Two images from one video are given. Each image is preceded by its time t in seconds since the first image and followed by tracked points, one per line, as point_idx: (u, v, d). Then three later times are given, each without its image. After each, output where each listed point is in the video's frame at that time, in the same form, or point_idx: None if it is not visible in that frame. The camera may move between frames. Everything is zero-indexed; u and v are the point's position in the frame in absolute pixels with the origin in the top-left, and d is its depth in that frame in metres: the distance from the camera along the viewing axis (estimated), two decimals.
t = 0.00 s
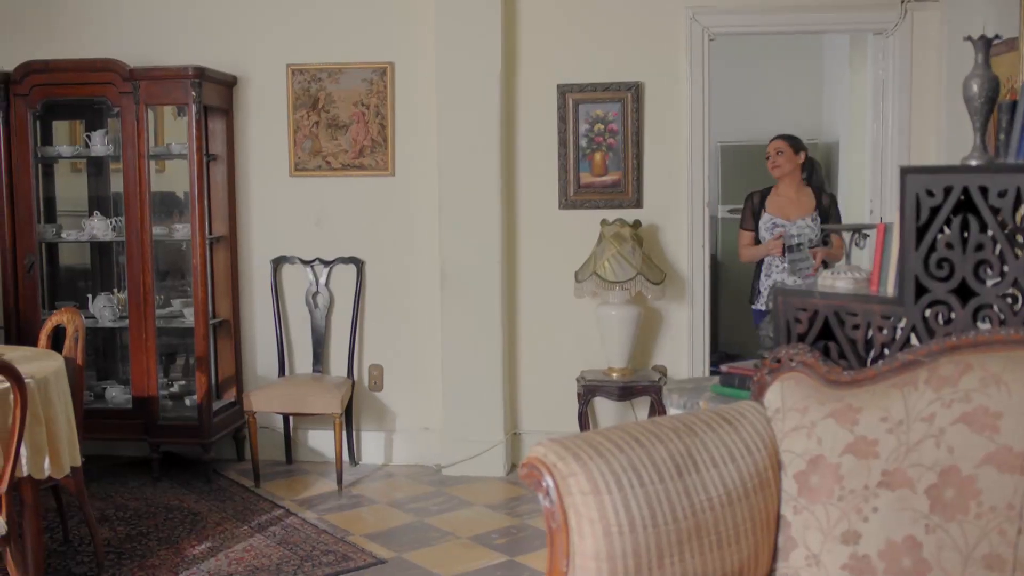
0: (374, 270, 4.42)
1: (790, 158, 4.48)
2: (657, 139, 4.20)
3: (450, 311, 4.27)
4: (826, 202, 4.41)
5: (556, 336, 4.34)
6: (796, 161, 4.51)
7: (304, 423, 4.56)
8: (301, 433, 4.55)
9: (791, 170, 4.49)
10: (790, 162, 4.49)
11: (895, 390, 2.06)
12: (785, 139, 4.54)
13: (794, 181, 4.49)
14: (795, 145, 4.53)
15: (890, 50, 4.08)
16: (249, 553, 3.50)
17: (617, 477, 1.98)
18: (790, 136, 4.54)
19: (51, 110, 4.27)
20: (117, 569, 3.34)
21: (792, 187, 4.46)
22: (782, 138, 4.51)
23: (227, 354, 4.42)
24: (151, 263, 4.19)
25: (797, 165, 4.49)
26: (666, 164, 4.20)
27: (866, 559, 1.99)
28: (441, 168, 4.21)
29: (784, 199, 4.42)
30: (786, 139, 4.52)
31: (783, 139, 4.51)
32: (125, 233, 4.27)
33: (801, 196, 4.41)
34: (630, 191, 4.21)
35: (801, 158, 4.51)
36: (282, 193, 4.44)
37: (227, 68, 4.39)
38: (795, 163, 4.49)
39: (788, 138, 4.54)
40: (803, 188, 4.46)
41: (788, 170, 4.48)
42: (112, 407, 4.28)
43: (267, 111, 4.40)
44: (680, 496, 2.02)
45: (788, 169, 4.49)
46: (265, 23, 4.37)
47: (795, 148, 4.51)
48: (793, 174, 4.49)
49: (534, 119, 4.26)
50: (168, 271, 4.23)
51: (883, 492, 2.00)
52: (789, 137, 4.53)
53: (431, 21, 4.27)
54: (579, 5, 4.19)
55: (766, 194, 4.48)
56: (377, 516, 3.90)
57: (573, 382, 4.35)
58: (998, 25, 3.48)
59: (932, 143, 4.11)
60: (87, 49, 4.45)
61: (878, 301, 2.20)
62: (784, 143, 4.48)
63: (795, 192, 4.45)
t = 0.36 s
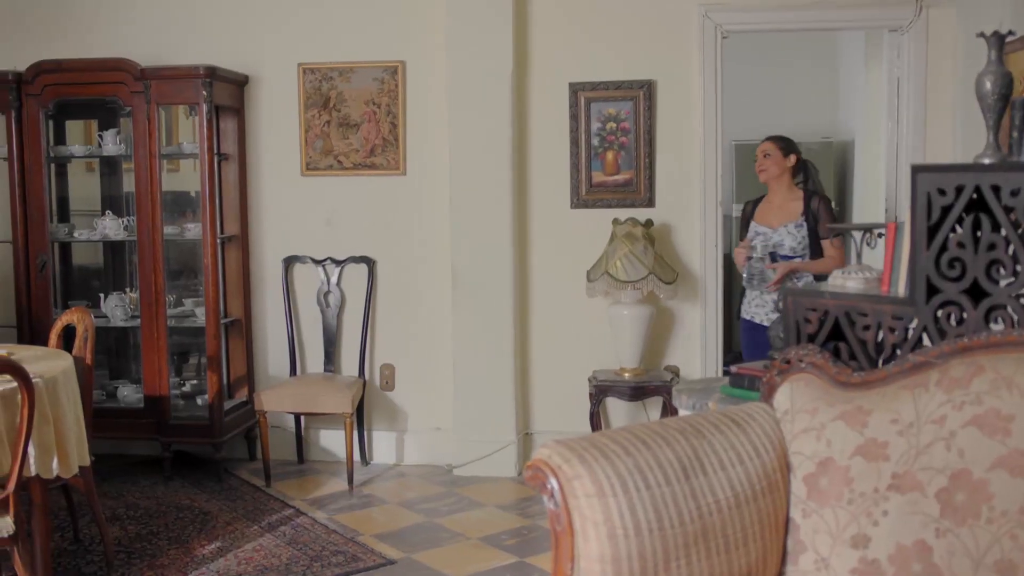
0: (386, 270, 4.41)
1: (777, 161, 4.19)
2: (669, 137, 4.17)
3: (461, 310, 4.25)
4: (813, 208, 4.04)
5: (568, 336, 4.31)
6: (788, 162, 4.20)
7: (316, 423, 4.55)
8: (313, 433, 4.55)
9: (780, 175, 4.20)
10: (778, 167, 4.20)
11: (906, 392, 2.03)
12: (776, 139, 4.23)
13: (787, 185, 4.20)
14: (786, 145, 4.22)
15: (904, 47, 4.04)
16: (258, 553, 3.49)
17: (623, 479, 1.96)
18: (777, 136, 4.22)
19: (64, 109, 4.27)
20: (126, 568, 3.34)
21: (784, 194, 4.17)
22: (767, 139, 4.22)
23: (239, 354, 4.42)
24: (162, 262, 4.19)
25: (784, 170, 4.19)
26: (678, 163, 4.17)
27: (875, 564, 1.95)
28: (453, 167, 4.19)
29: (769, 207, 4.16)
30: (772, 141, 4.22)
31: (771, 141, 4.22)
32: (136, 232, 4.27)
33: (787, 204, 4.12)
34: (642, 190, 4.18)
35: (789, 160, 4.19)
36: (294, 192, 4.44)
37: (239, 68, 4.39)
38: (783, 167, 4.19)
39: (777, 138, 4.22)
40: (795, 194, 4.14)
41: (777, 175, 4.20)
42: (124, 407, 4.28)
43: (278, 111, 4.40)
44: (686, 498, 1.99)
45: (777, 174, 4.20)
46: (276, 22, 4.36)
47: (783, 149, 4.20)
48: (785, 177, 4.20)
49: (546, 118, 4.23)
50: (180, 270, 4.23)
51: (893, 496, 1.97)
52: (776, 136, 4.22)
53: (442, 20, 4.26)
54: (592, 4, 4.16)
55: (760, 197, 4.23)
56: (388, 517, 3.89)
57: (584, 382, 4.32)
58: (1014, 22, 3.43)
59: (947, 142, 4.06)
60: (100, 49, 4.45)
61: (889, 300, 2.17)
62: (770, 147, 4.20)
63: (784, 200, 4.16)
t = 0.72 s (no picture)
0: (412, 267, 4.40)
1: (743, 155, 3.62)
2: (698, 133, 4.12)
3: (488, 307, 4.23)
4: (769, 206, 3.54)
5: (594, 334, 4.28)
6: (754, 159, 3.63)
7: (342, 419, 4.54)
8: (339, 429, 4.54)
9: (744, 172, 3.64)
10: (743, 162, 3.63)
11: (932, 392, 1.98)
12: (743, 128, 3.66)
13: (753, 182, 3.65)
14: (759, 137, 3.63)
15: (938, 40, 3.97)
16: (282, 550, 3.49)
17: (640, 480, 1.93)
18: (749, 126, 3.63)
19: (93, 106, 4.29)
20: (151, 564, 3.35)
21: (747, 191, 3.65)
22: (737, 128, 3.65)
23: (265, 350, 4.42)
24: (189, 258, 4.20)
25: (750, 165, 3.64)
26: (707, 158, 4.12)
27: (899, 568, 1.91)
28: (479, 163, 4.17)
29: (727, 202, 3.69)
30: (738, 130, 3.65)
31: (740, 131, 3.65)
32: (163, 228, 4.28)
33: (743, 200, 3.64)
34: (671, 185, 4.13)
35: (755, 154, 3.62)
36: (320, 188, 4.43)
37: (266, 64, 4.39)
38: (749, 163, 3.63)
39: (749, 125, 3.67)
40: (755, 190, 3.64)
41: (740, 171, 3.65)
42: (151, 402, 4.32)
43: (305, 107, 4.39)
44: (706, 500, 1.96)
45: (740, 169, 3.64)
46: (304, 18, 4.35)
47: (751, 141, 3.63)
48: (752, 173, 3.65)
49: (573, 114, 4.20)
50: (207, 266, 4.24)
51: (919, 500, 1.92)
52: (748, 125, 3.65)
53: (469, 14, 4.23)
54: None
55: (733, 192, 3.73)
56: (413, 514, 3.87)
57: (611, 380, 4.29)
58: None
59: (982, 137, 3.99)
60: (129, 46, 4.47)
61: (916, 299, 2.12)
62: (733, 137, 3.64)
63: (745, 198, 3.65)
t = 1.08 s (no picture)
0: (460, 259, 4.38)
1: (686, 143, 3.25)
2: (750, 125, 4.04)
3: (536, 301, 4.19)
4: (697, 194, 3.17)
5: (644, 328, 4.23)
6: (700, 146, 3.25)
7: (391, 412, 4.53)
8: (388, 421, 4.53)
9: (690, 161, 3.27)
10: (688, 151, 3.26)
11: (983, 393, 1.93)
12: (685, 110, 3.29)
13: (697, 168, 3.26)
14: (705, 121, 3.24)
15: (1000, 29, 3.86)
16: (327, 541, 3.49)
17: (678, 480, 1.88)
18: (694, 108, 3.25)
19: (146, 99, 4.32)
20: (198, 553, 3.38)
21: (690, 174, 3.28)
22: (679, 113, 3.28)
23: (315, 342, 4.44)
24: (239, 250, 4.22)
25: (694, 152, 3.26)
26: (760, 150, 4.05)
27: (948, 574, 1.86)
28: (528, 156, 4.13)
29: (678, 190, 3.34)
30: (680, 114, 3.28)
31: (685, 114, 3.26)
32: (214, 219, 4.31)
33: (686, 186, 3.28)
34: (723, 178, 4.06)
35: (699, 141, 3.24)
36: (370, 180, 4.43)
37: (316, 56, 4.39)
38: (692, 150, 3.25)
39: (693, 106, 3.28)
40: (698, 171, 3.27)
41: (684, 158, 3.28)
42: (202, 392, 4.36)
43: (355, 99, 4.39)
44: (746, 502, 1.91)
45: (686, 157, 3.27)
46: (354, 10, 4.34)
47: (694, 125, 3.23)
48: (697, 158, 3.26)
49: (624, 106, 4.14)
50: (256, 257, 4.25)
51: (968, 505, 1.88)
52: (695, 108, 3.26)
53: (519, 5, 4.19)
54: None
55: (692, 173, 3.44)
56: (459, 507, 3.85)
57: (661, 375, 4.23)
58: None
59: None
60: (182, 39, 4.50)
61: (968, 297, 2.05)
62: (678, 124, 3.27)
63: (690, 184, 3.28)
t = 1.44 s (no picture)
0: (528, 248, 4.34)
1: (618, 136, 3.09)
2: (825, 113, 3.94)
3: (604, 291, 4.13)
4: (620, 190, 3.03)
5: (713, 321, 4.15)
6: (631, 141, 3.08)
7: (458, 401, 4.51)
8: (455, 411, 4.51)
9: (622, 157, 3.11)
10: (619, 147, 3.10)
11: None
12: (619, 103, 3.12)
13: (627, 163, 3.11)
14: (637, 116, 3.07)
15: None
16: (389, 530, 3.49)
17: (732, 479, 1.82)
18: (629, 102, 3.07)
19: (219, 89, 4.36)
20: (262, 539, 3.40)
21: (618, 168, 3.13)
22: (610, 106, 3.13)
23: (383, 331, 4.45)
24: (308, 236, 4.26)
25: (625, 148, 3.10)
26: (835, 138, 3.94)
27: None
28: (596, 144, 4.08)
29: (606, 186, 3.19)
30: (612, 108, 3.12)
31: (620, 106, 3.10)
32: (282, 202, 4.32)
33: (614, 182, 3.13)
34: (796, 167, 3.96)
35: (630, 136, 3.08)
36: (437, 169, 4.41)
37: (385, 45, 4.39)
38: (623, 145, 3.09)
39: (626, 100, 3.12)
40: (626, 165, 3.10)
41: (615, 151, 3.12)
42: (272, 379, 4.37)
43: (424, 88, 4.38)
44: (804, 502, 1.84)
45: (618, 153, 3.12)
46: None
47: (626, 119, 3.08)
48: (627, 152, 3.10)
49: (694, 94, 4.06)
50: (324, 246, 4.27)
51: None
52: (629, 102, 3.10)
53: None
54: None
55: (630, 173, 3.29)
56: (522, 499, 3.82)
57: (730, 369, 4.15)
58: None
59: None
60: (254, 29, 4.54)
61: None
62: (609, 118, 3.11)
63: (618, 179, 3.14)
